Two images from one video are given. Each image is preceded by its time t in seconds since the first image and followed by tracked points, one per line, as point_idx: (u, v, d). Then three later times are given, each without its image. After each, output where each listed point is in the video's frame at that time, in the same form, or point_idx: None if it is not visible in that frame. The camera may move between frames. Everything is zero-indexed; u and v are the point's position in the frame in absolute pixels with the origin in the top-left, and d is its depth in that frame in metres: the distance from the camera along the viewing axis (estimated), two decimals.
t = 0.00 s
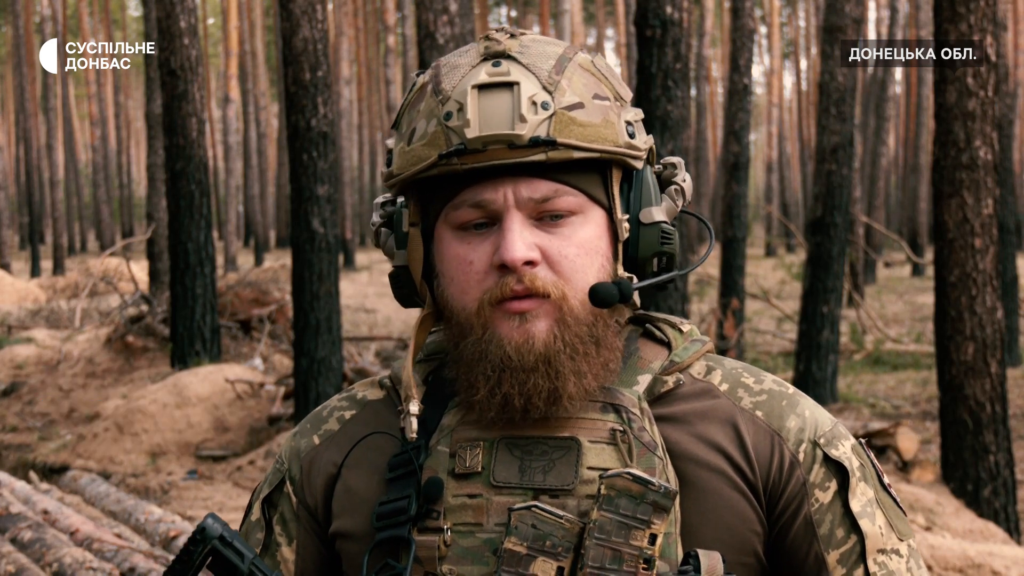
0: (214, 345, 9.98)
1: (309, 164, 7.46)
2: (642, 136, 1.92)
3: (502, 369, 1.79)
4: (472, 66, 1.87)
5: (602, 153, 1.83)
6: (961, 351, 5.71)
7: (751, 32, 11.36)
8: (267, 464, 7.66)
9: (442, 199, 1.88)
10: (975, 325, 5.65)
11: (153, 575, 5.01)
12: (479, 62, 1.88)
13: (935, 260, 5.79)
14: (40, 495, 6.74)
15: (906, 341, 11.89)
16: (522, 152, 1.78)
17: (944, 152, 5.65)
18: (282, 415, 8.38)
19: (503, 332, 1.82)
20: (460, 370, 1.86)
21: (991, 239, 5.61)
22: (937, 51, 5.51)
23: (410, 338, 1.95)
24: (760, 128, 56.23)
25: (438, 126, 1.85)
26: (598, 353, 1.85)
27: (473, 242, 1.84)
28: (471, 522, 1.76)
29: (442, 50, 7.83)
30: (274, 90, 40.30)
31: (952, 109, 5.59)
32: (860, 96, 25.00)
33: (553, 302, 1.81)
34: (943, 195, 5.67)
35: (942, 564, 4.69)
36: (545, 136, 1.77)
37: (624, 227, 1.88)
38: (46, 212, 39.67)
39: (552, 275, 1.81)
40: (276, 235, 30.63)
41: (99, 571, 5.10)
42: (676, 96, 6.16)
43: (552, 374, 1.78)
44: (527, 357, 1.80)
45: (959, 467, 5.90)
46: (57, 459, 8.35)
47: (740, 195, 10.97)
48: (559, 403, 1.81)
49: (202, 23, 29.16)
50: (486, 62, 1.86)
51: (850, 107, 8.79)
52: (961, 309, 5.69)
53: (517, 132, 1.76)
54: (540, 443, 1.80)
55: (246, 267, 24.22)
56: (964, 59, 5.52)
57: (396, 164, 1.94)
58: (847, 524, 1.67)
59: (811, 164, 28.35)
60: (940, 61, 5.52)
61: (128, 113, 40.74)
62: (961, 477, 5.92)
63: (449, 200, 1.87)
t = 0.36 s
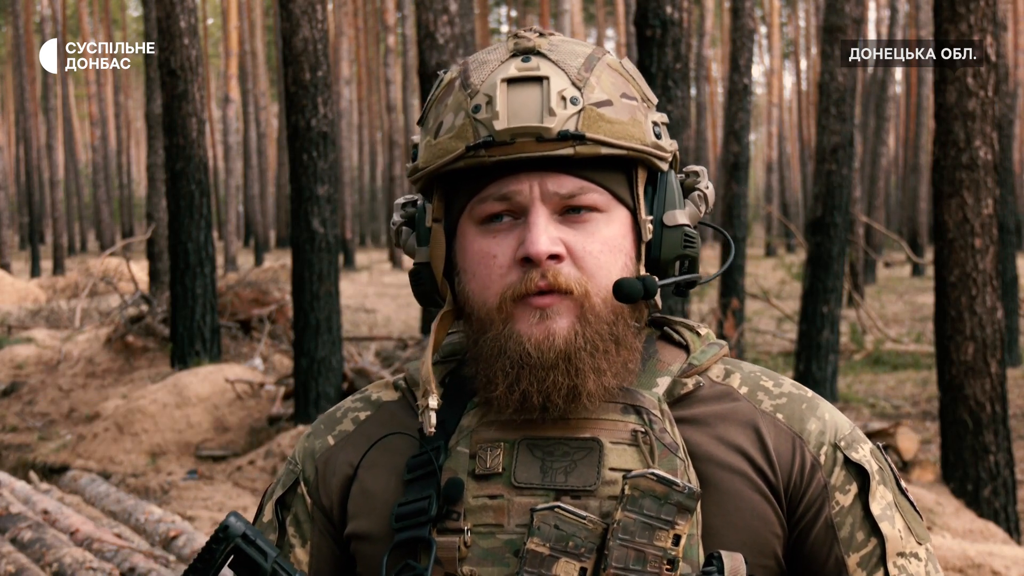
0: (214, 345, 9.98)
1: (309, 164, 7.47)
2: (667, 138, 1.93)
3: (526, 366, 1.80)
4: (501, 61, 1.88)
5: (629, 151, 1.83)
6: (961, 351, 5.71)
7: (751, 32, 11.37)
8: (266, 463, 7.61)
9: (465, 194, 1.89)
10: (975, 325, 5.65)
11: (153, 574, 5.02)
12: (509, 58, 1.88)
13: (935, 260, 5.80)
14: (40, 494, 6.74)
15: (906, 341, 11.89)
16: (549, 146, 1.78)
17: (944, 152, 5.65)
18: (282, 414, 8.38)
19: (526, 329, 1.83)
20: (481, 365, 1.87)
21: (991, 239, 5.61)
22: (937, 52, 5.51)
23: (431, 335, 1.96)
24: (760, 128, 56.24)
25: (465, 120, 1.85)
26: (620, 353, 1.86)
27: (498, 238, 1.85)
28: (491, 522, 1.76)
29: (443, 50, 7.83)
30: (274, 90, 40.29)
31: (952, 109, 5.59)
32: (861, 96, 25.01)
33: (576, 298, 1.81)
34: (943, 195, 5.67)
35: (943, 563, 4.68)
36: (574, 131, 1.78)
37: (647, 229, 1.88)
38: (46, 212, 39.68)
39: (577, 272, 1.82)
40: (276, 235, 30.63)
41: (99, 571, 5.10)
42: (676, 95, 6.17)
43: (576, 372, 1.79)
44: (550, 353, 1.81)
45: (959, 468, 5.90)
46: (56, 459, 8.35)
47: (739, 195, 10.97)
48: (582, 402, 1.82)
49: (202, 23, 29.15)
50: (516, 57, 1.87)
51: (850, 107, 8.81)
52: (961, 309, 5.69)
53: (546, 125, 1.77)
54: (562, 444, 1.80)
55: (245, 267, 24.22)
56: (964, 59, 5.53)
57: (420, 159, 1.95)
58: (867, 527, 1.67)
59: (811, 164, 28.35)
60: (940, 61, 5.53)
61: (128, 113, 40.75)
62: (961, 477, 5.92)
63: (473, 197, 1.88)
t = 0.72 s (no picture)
0: (214, 345, 9.99)
1: (309, 164, 7.47)
2: (674, 136, 1.93)
3: (532, 362, 1.80)
4: (506, 60, 1.88)
5: (634, 148, 1.84)
6: (961, 352, 5.72)
7: (751, 32, 11.38)
8: (266, 463, 7.59)
9: (473, 192, 1.90)
10: (975, 325, 5.66)
11: (154, 574, 5.02)
12: (514, 56, 1.89)
13: (936, 261, 5.80)
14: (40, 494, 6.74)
15: (906, 341, 11.89)
16: (553, 144, 1.79)
17: (944, 152, 5.66)
18: (282, 414, 8.39)
19: (532, 326, 1.84)
20: (489, 364, 1.87)
21: (991, 239, 5.62)
22: (937, 51, 5.52)
23: (439, 335, 1.96)
24: (760, 128, 56.27)
25: (470, 117, 1.86)
26: (627, 351, 1.86)
27: (503, 235, 1.86)
28: (503, 523, 1.77)
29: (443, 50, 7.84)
30: (274, 90, 40.29)
31: (952, 109, 5.60)
32: (861, 96, 25.02)
33: (583, 295, 1.82)
34: (943, 194, 5.68)
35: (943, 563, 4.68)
36: (577, 128, 1.78)
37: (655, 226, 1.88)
38: (46, 213, 39.68)
39: (582, 269, 1.82)
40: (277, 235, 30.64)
41: (99, 571, 5.11)
42: (676, 95, 6.18)
43: (583, 369, 1.79)
44: (556, 350, 1.81)
45: (959, 468, 5.89)
46: (57, 459, 8.37)
47: (740, 195, 10.98)
48: (591, 399, 1.82)
49: (202, 23, 29.15)
50: (520, 56, 1.88)
51: (850, 107, 8.83)
52: (961, 309, 5.69)
53: (549, 122, 1.78)
54: (572, 442, 1.81)
55: (245, 267, 24.22)
56: (964, 59, 5.53)
57: (427, 157, 1.96)
58: (880, 525, 1.68)
59: (811, 164, 28.35)
60: (940, 61, 5.53)
61: (128, 113, 40.76)
62: (961, 477, 5.92)
63: (480, 194, 1.88)
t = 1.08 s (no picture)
0: (214, 345, 10.01)
1: (309, 164, 7.49)
2: (663, 129, 1.95)
3: (530, 366, 1.83)
4: (486, 68, 1.91)
5: (619, 148, 1.86)
6: (961, 352, 5.74)
7: (751, 32, 11.40)
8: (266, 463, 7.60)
9: (465, 202, 1.93)
10: (975, 325, 5.68)
11: (154, 574, 5.04)
12: (494, 63, 1.92)
13: (935, 261, 5.82)
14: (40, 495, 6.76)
15: (906, 341, 11.90)
16: (534, 150, 1.82)
17: (943, 152, 5.68)
18: (282, 414, 8.41)
19: (528, 330, 1.86)
20: (490, 370, 1.90)
21: (991, 239, 5.63)
22: (937, 52, 5.54)
23: (439, 344, 1.99)
24: (760, 128, 56.32)
25: (454, 128, 1.90)
26: (625, 350, 1.88)
27: (496, 242, 1.88)
28: (510, 524, 1.79)
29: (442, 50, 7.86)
30: (274, 89, 40.32)
31: (952, 109, 5.62)
32: (861, 96, 25.04)
33: (576, 298, 1.84)
34: (943, 194, 5.69)
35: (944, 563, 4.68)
36: (559, 133, 1.80)
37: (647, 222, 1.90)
38: (46, 212, 39.70)
39: (574, 271, 1.84)
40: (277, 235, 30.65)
41: (99, 571, 5.12)
42: (676, 95, 6.19)
43: (580, 370, 1.81)
44: (552, 352, 1.84)
45: (959, 467, 5.89)
46: (57, 459, 8.39)
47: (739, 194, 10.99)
48: (590, 400, 1.84)
49: (201, 23, 29.17)
50: (500, 62, 1.91)
51: (850, 107, 8.85)
52: (960, 309, 5.72)
53: (529, 128, 1.80)
54: (576, 443, 1.83)
55: (245, 267, 24.24)
56: (964, 59, 5.55)
57: (418, 169, 1.99)
58: (889, 517, 1.68)
59: (811, 164, 28.37)
60: (939, 61, 5.55)
61: (128, 113, 40.81)
62: (961, 477, 5.91)
63: (472, 203, 1.91)
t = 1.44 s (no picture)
0: (214, 345, 10.01)
1: (309, 164, 7.49)
2: (655, 120, 1.94)
3: (530, 363, 1.83)
4: (470, 72, 1.93)
5: (603, 141, 1.84)
6: (961, 352, 5.73)
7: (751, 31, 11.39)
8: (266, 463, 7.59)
9: (461, 206, 1.94)
10: (975, 325, 5.67)
11: (154, 574, 5.04)
12: (479, 66, 1.93)
13: (935, 261, 5.82)
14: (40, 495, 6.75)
15: (906, 341, 11.88)
16: (517, 148, 1.82)
17: (944, 152, 5.67)
18: (282, 414, 8.40)
19: (528, 327, 1.85)
20: (496, 370, 1.90)
21: (991, 239, 5.63)
22: (937, 51, 5.52)
23: (445, 350, 2.00)
24: (760, 129, 56.32)
25: (440, 135, 1.92)
26: (625, 344, 1.88)
27: (493, 245, 1.89)
28: (522, 524, 1.79)
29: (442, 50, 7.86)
30: (274, 90, 40.35)
31: (952, 109, 5.61)
32: (861, 96, 25.04)
33: (572, 292, 1.83)
34: (943, 195, 5.69)
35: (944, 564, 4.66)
36: (539, 130, 1.80)
37: (642, 214, 1.90)
38: (46, 212, 39.70)
39: (569, 266, 1.83)
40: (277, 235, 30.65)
41: (99, 571, 5.11)
42: (676, 95, 6.19)
43: (580, 366, 1.81)
44: (553, 347, 1.83)
45: (959, 467, 5.87)
46: (56, 459, 8.38)
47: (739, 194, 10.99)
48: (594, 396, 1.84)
49: (201, 23, 29.17)
50: (484, 65, 1.92)
51: (850, 107, 8.84)
52: (961, 309, 5.71)
53: (511, 127, 1.81)
54: (583, 441, 1.83)
55: (245, 267, 24.24)
56: (964, 59, 5.54)
57: (414, 176, 2.01)
58: (902, 514, 1.67)
59: (811, 164, 28.38)
60: (939, 61, 5.54)
61: (129, 113, 40.82)
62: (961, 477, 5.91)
63: (470, 206, 1.92)
